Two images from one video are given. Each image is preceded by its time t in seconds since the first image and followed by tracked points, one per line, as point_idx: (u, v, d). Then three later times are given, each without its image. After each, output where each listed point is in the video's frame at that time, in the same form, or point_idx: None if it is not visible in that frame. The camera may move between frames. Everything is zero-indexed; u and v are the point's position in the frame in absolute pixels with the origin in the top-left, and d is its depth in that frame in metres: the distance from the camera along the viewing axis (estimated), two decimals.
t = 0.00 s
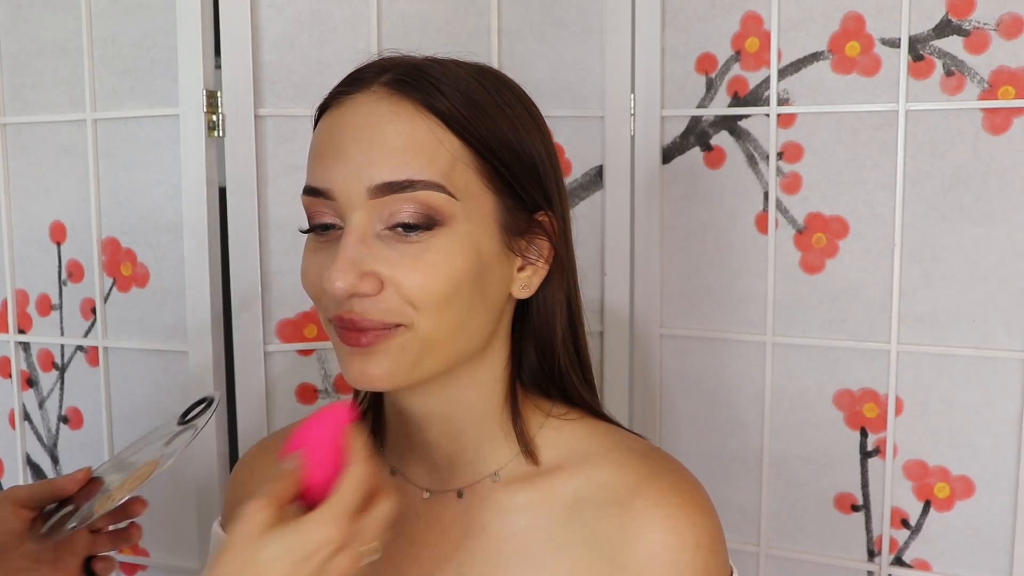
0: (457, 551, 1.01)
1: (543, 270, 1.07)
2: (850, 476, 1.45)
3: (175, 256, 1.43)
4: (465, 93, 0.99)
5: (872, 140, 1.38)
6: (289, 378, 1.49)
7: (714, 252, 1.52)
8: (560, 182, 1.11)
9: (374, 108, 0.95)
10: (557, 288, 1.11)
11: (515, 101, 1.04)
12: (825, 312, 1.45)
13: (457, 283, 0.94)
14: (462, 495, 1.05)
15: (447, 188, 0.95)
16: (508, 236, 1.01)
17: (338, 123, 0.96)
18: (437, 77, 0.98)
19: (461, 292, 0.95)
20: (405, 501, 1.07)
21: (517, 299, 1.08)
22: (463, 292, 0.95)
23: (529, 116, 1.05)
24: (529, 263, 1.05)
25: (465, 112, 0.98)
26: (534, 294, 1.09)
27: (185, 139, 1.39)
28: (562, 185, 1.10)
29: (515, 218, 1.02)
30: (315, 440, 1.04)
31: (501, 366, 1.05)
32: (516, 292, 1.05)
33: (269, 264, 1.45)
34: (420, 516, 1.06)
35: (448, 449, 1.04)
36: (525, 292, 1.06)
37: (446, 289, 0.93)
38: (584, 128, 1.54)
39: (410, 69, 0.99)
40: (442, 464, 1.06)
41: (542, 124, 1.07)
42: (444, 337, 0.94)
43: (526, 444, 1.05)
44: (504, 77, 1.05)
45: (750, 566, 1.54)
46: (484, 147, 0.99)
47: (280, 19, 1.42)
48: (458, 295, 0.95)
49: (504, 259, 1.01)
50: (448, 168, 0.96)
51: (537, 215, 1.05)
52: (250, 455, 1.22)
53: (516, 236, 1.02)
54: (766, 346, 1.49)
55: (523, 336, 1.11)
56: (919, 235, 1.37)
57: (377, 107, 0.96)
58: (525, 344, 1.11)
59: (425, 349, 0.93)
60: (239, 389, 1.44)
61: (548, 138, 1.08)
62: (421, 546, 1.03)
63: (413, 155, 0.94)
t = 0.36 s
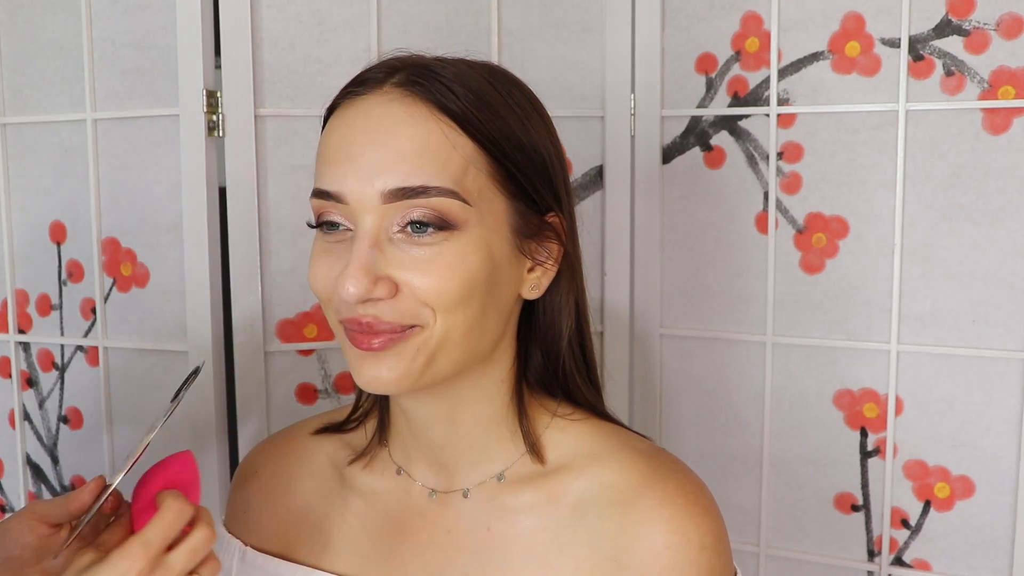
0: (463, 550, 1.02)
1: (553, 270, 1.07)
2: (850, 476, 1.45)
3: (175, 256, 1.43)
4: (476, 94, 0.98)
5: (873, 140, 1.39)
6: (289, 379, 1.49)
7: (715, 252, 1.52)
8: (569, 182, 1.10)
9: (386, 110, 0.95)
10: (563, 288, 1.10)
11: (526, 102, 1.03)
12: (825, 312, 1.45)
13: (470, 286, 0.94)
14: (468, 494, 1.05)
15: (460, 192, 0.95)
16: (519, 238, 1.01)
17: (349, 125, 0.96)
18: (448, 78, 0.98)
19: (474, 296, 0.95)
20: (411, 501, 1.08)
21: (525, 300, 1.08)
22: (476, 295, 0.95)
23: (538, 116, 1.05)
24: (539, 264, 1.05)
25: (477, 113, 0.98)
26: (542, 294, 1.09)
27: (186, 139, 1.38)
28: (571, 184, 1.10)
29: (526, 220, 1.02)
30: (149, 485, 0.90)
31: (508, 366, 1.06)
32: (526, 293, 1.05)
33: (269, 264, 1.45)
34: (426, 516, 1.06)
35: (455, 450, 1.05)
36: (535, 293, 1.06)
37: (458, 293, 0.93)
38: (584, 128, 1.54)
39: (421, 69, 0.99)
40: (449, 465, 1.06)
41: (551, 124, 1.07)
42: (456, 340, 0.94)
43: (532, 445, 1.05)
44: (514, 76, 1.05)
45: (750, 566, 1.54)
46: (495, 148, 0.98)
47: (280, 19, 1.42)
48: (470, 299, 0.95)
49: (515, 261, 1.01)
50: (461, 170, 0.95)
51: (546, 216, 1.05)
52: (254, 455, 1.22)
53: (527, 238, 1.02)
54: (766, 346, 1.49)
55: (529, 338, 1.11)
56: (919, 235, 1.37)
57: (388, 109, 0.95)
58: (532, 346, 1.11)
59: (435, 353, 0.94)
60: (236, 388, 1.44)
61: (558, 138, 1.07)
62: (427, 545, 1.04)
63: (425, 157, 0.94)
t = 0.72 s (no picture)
0: (463, 548, 1.03)
1: (553, 270, 1.07)
2: (850, 476, 1.45)
3: (175, 256, 1.43)
4: (475, 94, 0.98)
5: (873, 140, 1.38)
6: (289, 379, 1.49)
7: (715, 252, 1.52)
8: (569, 182, 1.10)
9: (384, 111, 0.95)
10: (563, 287, 1.10)
11: (525, 102, 1.03)
12: (825, 312, 1.45)
13: (469, 286, 0.94)
14: (469, 492, 1.05)
15: (458, 192, 0.95)
16: (517, 238, 1.01)
17: (348, 126, 0.96)
18: (446, 78, 0.98)
19: (473, 296, 0.95)
20: (412, 499, 1.08)
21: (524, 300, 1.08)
22: (475, 295, 0.95)
23: (538, 115, 1.05)
24: (539, 264, 1.05)
25: (476, 114, 0.98)
26: (542, 294, 1.09)
27: (186, 140, 1.39)
28: (571, 183, 1.10)
29: (525, 220, 1.02)
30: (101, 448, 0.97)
31: (507, 366, 1.06)
32: (526, 293, 1.05)
33: (268, 264, 1.45)
34: (427, 514, 1.06)
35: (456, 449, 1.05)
36: (534, 293, 1.06)
37: (457, 293, 0.93)
38: (584, 128, 1.54)
39: (420, 70, 0.99)
40: (449, 463, 1.06)
41: (551, 124, 1.07)
42: (454, 341, 0.94)
43: (532, 444, 1.06)
44: (513, 76, 1.05)
45: (750, 566, 1.54)
46: (494, 148, 0.98)
47: (280, 19, 1.42)
48: (469, 299, 0.95)
49: (514, 261, 1.01)
50: (460, 171, 0.95)
51: (546, 215, 1.05)
52: (255, 454, 1.22)
53: (526, 238, 1.02)
54: (766, 346, 1.49)
55: (528, 338, 1.11)
56: (919, 235, 1.37)
57: (386, 110, 0.95)
58: (531, 346, 1.11)
59: (434, 353, 0.94)
60: (236, 388, 1.44)
61: (558, 138, 1.07)
62: (428, 543, 1.04)
63: (423, 158, 0.94)
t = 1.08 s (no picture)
0: (459, 547, 1.02)
1: (548, 271, 1.07)
2: (849, 476, 1.45)
3: (175, 256, 1.43)
4: (472, 95, 0.98)
5: (873, 141, 1.39)
6: (289, 379, 1.49)
7: (714, 252, 1.52)
8: (566, 182, 1.10)
9: (381, 111, 0.95)
10: (560, 287, 1.10)
11: (522, 103, 1.03)
12: (825, 312, 1.45)
13: (463, 287, 0.94)
14: (465, 491, 1.05)
15: (454, 193, 0.95)
16: (513, 238, 1.01)
17: (345, 125, 0.96)
18: (443, 79, 0.98)
19: (468, 296, 0.95)
20: (408, 497, 1.08)
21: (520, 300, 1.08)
22: (470, 295, 0.95)
23: (535, 117, 1.05)
24: (534, 264, 1.05)
25: (473, 115, 0.98)
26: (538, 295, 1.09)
27: (186, 140, 1.38)
28: (568, 184, 1.10)
29: (522, 222, 1.02)
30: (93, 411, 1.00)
31: (504, 365, 1.06)
32: (521, 293, 1.05)
33: (269, 264, 1.45)
34: (423, 513, 1.06)
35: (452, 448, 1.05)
36: (530, 294, 1.06)
37: (452, 294, 0.93)
38: (584, 128, 1.54)
39: (417, 71, 0.99)
40: (445, 463, 1.06)
41: (548, 125, 1.07)
42: (449, 341, 0.94)
43: (527, 443, 1.06)
44: (510, 77, 1.05)
45: (750, 566, 1.53)
46: (490, 149, 0.98)
47: (279, 19, 1.42)
48: (464, 299, 0.95)
49: (510, 262, 1.01)
50: (455, 172, 0.95)
51: (542, 216, 1.05)
52: (251, 453, 1.22)
53: (522, 239, 1.02)
54: (766, 345, 1.49)
55: (524, 339, 1.11)
56: (919, 235, 1.37)
57: (383, 110, 0.95)
58: (527, 346, 1.11)
59: (428, 353, 0.94)
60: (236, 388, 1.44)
61: (555, 139, 1.07)
62: (424, 542, 1.04)
63: (419, 158, 0.94)
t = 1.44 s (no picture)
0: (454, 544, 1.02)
1: (545, 272, 1.06)
2: (850, 476, 1.45)
3: (176, 255, 1.43)
4: (470, 97, 0.99)
5: (873, 141, 1.38)
6: (289, 379, 1.49)
7: (714, 252, 1.52)
8: (563, 184, 1.10)
9: (379, 111, 0.96)
10: (557, 287, 1.11)
11: (520, 104, 1.04)
12: (825, 312, 1.44)
13: (460, 287, 0.94)
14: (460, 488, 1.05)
15: (452, 193, 0.95)
16: (511, 239, 1.01)
17: (344, 125, 0.96)
18: (443, 80, 0.98)
19: (465, 296, 0.95)
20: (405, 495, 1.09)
21: (517, 301, 1.08)
22: (468, 295, 0.95)
23: (533, 118, 1.05)
24: (532, 265, 1.05)
25: (470, 116, 0.98)
26: (535, 296, 1.09)
27: (186, 140, 1.38)
28: (565, 185, 1.10)
29: (519, 222, 1.02)
30: (35, 426, 0.93)
31: (501, 365, 1.06)
32: (519, 293, 1.05)
33: (269, 264, 1.45)
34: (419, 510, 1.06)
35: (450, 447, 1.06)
36: (526, 294, 1.05)
37: (449, 294, 0.93)
38: (584, 128, 1.54)
39: (416, 71, 0.99)
40: (443, 461, 1.07)
41: (546, 126, 1.07)
42: (446, 341, 0.94)
43: (523, 443, 1.06)
44: (509, 79, 1.05)
45: (750, 566, 1.53)
46: (488, 150, 0.99)
47: (279, 18, 1.42)
48: (462, 299, 0.95)
49: (507, 262, 1.01)
50: (453, 172, 0.95)
51: (539, 217, 1.05)
52: (248, 452, 1.22)
53: (519, 239, 1.02)
54: (766, 345, 1.49)
55: (521, 339, 1.11)
56: (919, 235, 1.37)
57: (382, 111, 0.96)
58: (523, 346, 1.11)
59: (425, 354, 0.94)
60: (236, 388, 1.44)
61: (552, 141, 1.08)
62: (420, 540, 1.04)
63: (417, 159, 0.94)
